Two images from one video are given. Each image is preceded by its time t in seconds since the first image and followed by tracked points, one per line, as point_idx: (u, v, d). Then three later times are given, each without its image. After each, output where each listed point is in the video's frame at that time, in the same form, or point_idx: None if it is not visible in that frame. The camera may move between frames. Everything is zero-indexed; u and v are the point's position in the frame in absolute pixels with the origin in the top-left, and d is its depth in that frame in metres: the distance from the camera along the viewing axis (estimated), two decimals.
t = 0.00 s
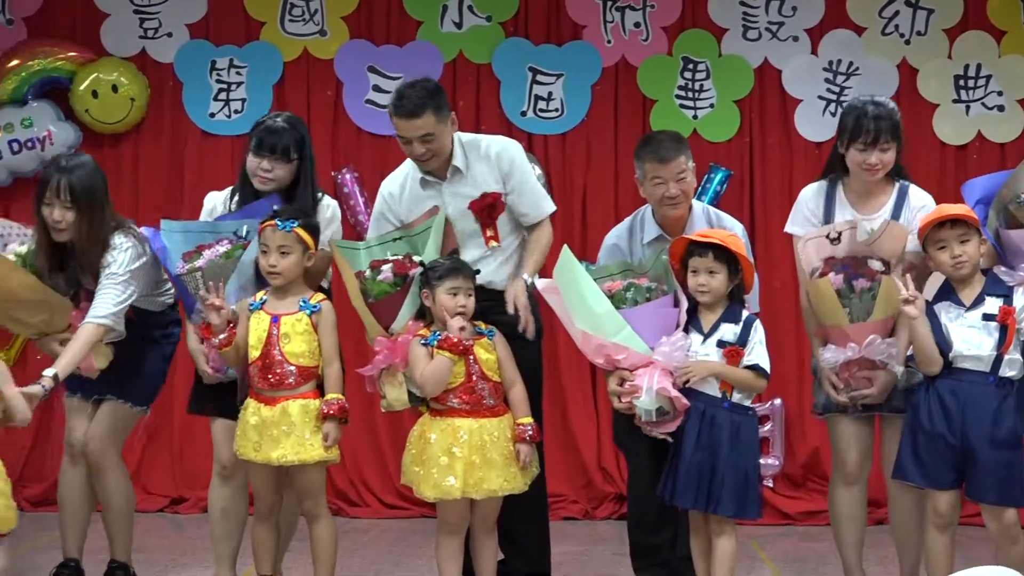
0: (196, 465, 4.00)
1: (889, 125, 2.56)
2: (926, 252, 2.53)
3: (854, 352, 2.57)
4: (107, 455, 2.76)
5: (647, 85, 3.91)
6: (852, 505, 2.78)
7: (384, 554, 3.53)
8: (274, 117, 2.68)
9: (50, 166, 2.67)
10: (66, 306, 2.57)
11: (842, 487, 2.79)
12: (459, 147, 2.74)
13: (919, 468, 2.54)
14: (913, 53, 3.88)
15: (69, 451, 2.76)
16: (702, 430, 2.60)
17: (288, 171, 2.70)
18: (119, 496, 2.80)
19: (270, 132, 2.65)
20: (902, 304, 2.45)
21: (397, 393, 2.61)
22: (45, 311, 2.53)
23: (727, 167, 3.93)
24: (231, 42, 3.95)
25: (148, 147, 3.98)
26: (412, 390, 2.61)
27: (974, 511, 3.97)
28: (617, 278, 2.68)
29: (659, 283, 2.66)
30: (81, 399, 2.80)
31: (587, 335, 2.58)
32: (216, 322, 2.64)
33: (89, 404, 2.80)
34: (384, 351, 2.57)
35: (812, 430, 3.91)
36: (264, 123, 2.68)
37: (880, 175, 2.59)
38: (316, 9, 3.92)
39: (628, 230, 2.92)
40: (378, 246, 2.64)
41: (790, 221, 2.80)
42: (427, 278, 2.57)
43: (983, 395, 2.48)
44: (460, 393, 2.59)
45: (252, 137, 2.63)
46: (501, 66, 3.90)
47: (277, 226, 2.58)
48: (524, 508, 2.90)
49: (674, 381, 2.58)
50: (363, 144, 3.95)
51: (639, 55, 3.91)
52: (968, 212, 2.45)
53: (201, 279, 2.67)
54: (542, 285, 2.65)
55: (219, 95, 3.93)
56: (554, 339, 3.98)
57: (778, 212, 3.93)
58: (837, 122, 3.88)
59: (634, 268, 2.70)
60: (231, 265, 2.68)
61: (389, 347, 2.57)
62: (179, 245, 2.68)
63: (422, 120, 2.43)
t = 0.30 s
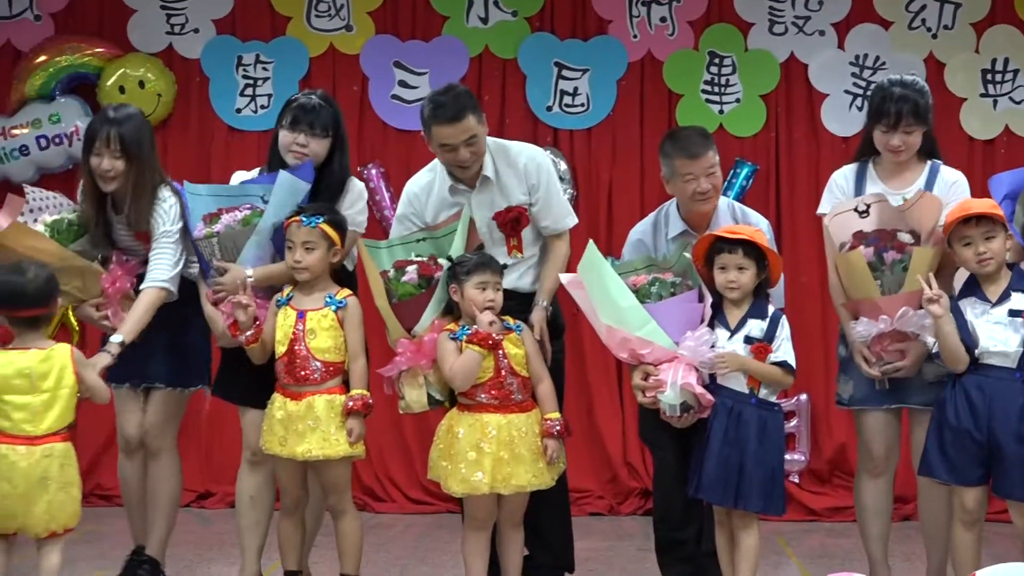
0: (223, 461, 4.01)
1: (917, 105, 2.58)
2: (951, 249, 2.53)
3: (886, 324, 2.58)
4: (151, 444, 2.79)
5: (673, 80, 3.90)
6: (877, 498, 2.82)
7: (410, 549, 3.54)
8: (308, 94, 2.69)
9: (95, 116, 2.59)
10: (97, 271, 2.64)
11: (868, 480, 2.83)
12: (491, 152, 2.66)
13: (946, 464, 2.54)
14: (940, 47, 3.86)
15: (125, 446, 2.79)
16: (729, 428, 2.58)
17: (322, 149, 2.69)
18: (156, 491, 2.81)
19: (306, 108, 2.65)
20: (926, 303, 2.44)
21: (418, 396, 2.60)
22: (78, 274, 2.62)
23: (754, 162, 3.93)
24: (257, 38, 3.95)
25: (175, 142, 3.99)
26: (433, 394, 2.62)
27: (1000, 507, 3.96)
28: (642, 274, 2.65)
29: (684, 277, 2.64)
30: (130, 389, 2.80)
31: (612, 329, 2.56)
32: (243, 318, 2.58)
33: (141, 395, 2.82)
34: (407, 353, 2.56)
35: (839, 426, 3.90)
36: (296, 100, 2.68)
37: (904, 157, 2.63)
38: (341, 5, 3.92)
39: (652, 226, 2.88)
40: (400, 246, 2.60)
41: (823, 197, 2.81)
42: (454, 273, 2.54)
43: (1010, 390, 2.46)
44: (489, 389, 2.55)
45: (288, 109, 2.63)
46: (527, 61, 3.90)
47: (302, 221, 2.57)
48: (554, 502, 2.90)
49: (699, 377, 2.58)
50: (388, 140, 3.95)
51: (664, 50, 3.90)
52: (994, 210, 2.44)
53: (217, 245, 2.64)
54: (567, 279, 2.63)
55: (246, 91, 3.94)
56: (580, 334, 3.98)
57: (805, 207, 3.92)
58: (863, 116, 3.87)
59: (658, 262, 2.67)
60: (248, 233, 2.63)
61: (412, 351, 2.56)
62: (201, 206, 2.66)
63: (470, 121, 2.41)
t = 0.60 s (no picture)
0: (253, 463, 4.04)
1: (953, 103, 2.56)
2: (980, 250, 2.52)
3: (913, 318, 2.54)
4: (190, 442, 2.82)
5: (702, 80, 3.90)
6: (908, 500, 2.79)
7: (438, 550, 3.54)
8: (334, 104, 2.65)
9: (138, 97, 2.67)
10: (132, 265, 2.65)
11: (899, 481, 2.80)
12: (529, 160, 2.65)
13: (977, 466, 2.53)
14: (970, 48, 3.85)
15: (154, 446, 2.79)
16: (761, 429, 2.54)
17: (350, 158, 2.66)
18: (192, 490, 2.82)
19: (334, 118, 2.62)
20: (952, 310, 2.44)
21: (447, 398, 2.56)
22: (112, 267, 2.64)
23: (783, 162, 3.92)
24: (286, 40, 3.97)
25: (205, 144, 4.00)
26: (463, 396, 2.59)
27: None
28: (671, 275, 2.64)
29: (713, 278, 2.65)
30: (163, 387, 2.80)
31: (641, 330, 2.56)
32: (275, 318, 2.60)
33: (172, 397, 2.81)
34: (439, 355, 2.52)
35: (868, 427, 3.88)
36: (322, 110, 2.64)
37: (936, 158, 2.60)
38: (370, 7, 3.93)
39: (681, 226, 2.83)
40: (425, 248, 2.60)
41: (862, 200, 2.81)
42: (485, 273, 2.52)
43: None
44: (520, 390, 2.53)
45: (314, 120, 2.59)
46: (556, 62, 3.90)
47: (332, 224, 2.56)
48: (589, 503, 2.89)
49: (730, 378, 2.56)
50: (417, 141, 3.96)
51: (693, 51, 3.90)
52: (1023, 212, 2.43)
53: (252, 268, 2.64)
54: (596, 281, 2.64)
55: (275, 92, 3.94)
56: (608, 335, 3.98)
57: (834, 209, 3.91)
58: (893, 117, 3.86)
59: (688, 265, 2.68)
60: (285, 255, 2.63)
61: (445, 353, 2.52)
62: (237, 224, 2.65)
63: (513, 124, 2.42)
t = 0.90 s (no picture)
0: (268, 463, 4.05)
1: (964, 104, 2.54)
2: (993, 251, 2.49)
3: (924, 322, 2.53)
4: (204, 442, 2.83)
5: (717, 80, 3.90)
6: (926, 500, 2.77)
7: (451, 549, 3.54)
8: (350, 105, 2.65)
9: (160, 83, 2.65)
10: (153, 254, 2.70)
11: (917, 481, 2.79)
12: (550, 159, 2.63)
13: (994, 467, 2.52)
14: (985, 47, 3.85)
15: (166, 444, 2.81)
16: (779, 428, 2.53)
17: (369, 159, 2.65)
18: (209, 490, 2.83)
19: (350, 117, 2.61)
20: (962, 318, 2.42)
21: (469, 396, 2.56)
22: (134, 255, 2.69)
23: (797, 161, 3.92)
24: (300, 39, 3.97)
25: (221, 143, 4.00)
26: (485, 394, 2.59)
27: None
28: (684, 274, 2.63)
29: (728, 277, 2.62)
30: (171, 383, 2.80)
31: (655, 328, 2.55)
32: (290, 319, 2.57)
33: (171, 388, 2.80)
34: (460, 353, 2.53)
35: (882, 427, 3.88)
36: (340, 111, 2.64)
37: (947, 160, 2.58)
38: (384, 6, 3.94)
39: (694, 225, 2.80)
40: (439, 246, 2.56)
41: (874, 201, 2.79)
42: (502, 270, 2.53)
43: None
44: (538, 387, 2.51)
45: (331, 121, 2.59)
46: (569, 61, 3.90)
47: (348, 222, 2.55)
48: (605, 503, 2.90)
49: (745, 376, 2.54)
50: (431, 140, 3.96)
51: (707, 50, 3.90)
52: None
53: (258, 270, 2.62)
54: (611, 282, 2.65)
55: (288, 92, 3.95)
56: (621, 335, 3.98)
57: (847, 207, 3.91)
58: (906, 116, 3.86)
59: (702, 263, 2.64)
60: (290, 254, 2.60)
61: (465, 351, 2.53)
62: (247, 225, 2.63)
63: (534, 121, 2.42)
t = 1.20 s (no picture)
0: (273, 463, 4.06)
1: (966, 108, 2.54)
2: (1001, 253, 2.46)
3: (940, 332, 2.56)
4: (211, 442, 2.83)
5: (720, 80, 3.90)
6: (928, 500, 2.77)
7: (454, 549, 3.54)
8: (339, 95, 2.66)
9: (171, 89, 2.68)
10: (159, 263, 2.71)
11: (919, 480, 2.79)
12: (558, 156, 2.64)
13: (998, 467, 2.50)
14: (989, 47, 3.85)
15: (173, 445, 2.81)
16: (785, 427, 2.52)
17: (362, 137, 2.63)
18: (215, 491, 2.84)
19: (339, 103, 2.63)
20: (959, 312, 2.41)
21: (486, 395, 2.56)
22: (139, 265, 2.70)
23: (801, 160, 3.91)
24: (304, 40, 3.97)
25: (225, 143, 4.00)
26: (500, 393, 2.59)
27: None
28: (691, 270, 2.63)
29: (734, 275, 2.63)
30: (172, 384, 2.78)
31: (660, 324, 2.56)
32: (295, 317, 2.56)
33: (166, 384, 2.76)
34: (478, 351, 2.53)
35: (886, 427, 3.88)
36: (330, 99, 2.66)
37: (948, 165, 2.58)
38: (388, 6, 3.94)
39: (700, 222, 2.79)
40: (452, 243, 2.56)
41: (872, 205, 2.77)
42: (518, 270, 2.52)
43: None
44: (552, 386, 2.50)
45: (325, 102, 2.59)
46: (573, 61, 3.90)
47: (354, 222, 2.56)
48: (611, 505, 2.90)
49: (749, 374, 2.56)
50: (435, 140, 3.96)
51: (711, 50, 3.90)
52: None
53: (252, 276, 2.60)
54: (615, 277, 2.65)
55: (293, 92, 3.95)
56: (625, 335, 3.98)
57: (851, 207, 3.91)
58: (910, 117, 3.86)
59: (707, 260, 2.65)
60: (277, 254, 2.58)
61: (483, 348, 2.53)
62: (218, 235, 2.61)
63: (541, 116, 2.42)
